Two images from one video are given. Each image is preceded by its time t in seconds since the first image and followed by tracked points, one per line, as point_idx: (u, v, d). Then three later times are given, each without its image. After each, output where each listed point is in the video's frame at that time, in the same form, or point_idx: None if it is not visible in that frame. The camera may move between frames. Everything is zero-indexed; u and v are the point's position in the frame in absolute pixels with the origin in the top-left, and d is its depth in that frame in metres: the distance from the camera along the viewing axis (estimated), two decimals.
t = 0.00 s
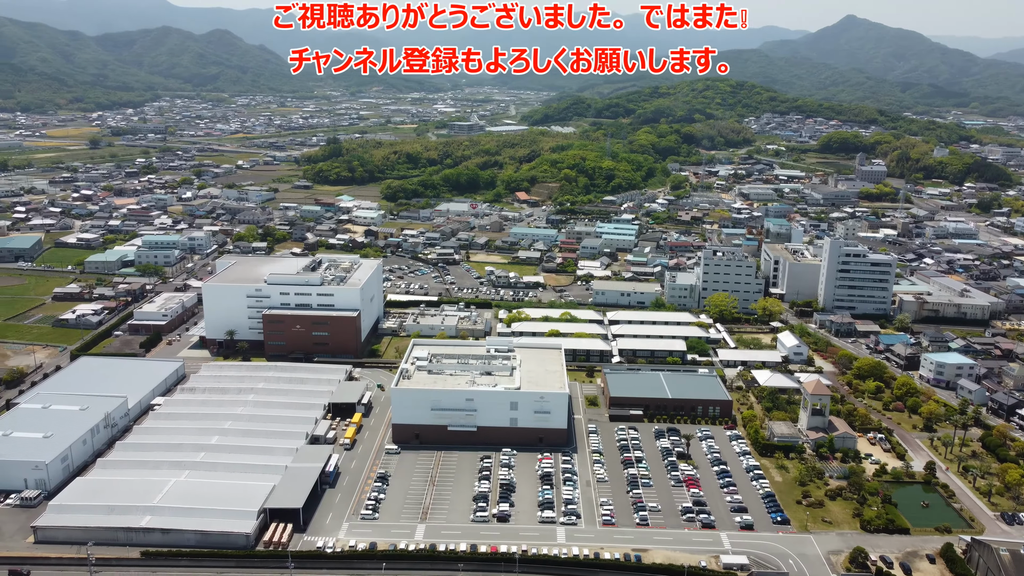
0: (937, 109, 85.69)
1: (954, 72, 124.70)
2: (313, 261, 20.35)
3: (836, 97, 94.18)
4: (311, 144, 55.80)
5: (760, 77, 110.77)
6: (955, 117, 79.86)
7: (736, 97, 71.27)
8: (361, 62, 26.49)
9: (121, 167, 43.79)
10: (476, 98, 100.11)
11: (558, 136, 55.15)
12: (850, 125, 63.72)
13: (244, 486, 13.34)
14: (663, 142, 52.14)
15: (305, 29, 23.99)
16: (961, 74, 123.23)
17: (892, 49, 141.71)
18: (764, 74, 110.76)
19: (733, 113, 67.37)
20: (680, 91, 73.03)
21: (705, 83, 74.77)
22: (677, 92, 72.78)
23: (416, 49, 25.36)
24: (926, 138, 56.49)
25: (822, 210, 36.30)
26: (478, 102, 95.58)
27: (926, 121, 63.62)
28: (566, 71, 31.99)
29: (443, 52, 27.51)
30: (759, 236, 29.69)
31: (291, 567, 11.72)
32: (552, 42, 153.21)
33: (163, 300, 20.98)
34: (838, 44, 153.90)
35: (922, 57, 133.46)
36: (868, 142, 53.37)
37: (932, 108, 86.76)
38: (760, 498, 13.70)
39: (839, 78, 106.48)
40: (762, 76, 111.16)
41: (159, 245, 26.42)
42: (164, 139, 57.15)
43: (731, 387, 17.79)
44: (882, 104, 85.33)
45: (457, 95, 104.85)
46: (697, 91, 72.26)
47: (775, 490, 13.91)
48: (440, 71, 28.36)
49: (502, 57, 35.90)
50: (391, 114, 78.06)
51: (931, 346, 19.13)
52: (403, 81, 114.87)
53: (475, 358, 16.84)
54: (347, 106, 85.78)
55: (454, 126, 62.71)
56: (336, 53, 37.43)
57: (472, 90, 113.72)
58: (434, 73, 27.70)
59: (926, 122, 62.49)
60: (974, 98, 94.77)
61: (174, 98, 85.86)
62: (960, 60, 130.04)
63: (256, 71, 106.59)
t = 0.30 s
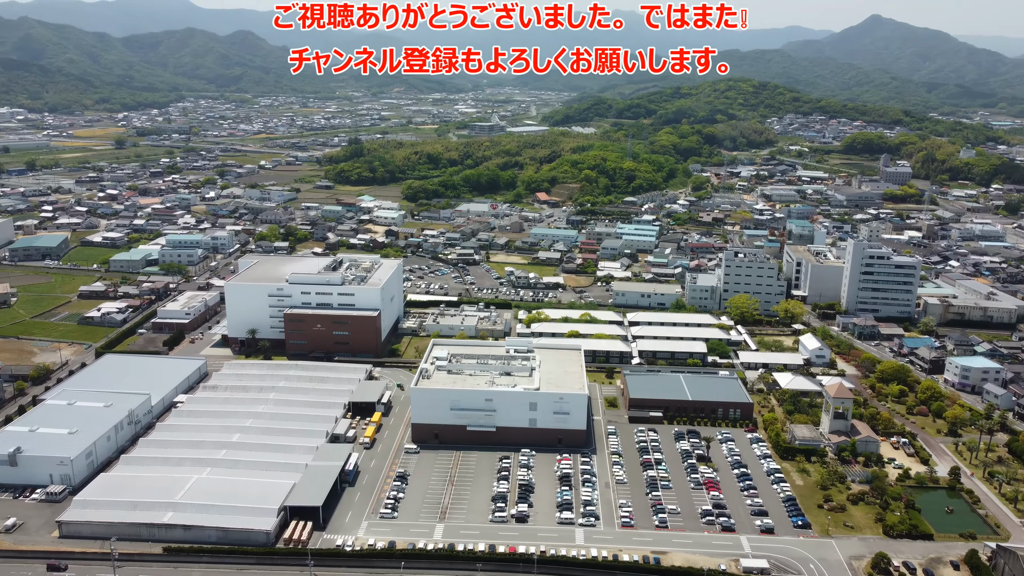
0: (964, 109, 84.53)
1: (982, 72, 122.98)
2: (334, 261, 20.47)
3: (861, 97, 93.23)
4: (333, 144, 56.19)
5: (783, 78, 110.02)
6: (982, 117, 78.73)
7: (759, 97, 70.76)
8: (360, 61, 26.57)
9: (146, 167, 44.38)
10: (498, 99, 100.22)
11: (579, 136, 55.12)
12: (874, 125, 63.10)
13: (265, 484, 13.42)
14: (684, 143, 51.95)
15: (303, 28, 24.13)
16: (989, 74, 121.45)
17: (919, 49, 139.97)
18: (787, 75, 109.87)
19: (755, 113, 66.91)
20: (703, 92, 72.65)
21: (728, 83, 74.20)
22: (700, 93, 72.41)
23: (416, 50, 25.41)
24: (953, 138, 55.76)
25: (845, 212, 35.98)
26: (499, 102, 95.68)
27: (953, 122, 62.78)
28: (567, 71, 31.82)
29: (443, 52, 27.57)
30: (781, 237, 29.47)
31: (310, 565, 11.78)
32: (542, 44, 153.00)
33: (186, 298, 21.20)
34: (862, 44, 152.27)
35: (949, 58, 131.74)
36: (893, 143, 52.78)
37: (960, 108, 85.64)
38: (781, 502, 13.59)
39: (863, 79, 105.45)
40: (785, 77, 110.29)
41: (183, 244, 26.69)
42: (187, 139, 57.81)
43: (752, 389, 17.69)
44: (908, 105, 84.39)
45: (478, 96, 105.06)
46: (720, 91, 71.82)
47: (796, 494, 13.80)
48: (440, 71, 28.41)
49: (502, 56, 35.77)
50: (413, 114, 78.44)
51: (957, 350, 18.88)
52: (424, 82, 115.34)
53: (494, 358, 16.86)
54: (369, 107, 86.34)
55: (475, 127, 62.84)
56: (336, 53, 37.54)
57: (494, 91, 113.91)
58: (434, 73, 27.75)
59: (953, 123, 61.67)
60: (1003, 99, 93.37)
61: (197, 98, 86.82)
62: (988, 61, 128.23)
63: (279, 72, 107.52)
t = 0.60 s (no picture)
0: (993, 110, 83.30)
1: (1011, 72, 121.14)
2: (355, 260, 20.58)
3: (886, 98, 92.20)
4: (354, 144, 56.54)
5: (807, 78, 109.17)
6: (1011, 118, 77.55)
7: (783, 99, 70.17)
8: (360, 61, 26.67)
9: (171, 167, 44.95)
10: (519, 99, 100.30)
11: (600, 137, 55.07)
12: (899, 126, 62.43)
13: (285, 482, 13.52)
14: (706, 143, 51.74)
15: (304, 28, 23.99)
16: (1018, 74, 119.63)
17: (946, 49, 138.21)
18: (810, 76, 108.93)
19: (779, 113, 66.40)
20: (725, 92, 72.21)
21: (750, 83, 73.61)
22: (722, 94, 71.96)
23: (416, 50, 25.41)
24: (980, 139, 55.01)
25: (869, 214, 35.67)
26: (520, 102, 95.70)
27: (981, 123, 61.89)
28: (568, 71, 31.70)
29: (443, 52, 27.64)
30: (804, 239, 29.25)
31: (330, 563, 11.83)
32: (541, 44, 153.92)
33: (209, 297, 21.43)
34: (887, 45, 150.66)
35: (976, 58, 130.04)
36: (919, 144, 52.19)
37: (989, 109, 84.46)
38: (802, 506, 13.47)
39: (888, 79, 104.32)
40: (808, 77, 109.37)
41: (206, 243, 26.93)
42: (210, 139, 58.46)
43: (773, 392, 17.56)
44: (934, 106, 83.39)
45: (499, 96, 105.20)
46: (743, 92, 71.31)
47: (818, 498, 13.68)
48: (440, 71, 28.46)
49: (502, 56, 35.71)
50: (434, 115, 78.73)
51: (982, 354, 18.63)
52: (445, 82, 115.72)
53: (514, 359, 16.86)
54: (391, 107, 86.85)
55: (496, 127, 62.93)
56: (336, 53, 37.70)
57: (514, 91, 114.01)
58: (433, 73, 27.75)
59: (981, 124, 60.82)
60: None
61: (221, 99, 87.70)
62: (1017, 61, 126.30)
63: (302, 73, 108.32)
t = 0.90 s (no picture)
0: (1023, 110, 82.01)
1: None
2: (376, 260, 20.69)
3: (911, 98, 91.09)
4: (375, 145, 56.83)
5: (831, 78, 108.14)
6: None
7: (806, 100, 69.52)
8: (361, 61, 26.66)
9: (195, 167, 45.44)
10: (540, 100, 100.30)
11: (621, 137, 54.94)
12: (925, 127, 61.70)
13: (305, 480, 13.62)
14: (728, 144, 51.48)
15: (304, 27, 23.48)
16: None
17: (973, 49, 136.33)
18: (834, 77, 107.92)
19: (802, 114, 65.87)
20: (748, 93, 71.74)
21: (773, 84, 72.94)
22: (745, 94, 71.47)
23: (417, 50, 25.42)
24: (1008, 140, 54.19)
25: (893, 216, 35.30)
26: (541, 103, 95.64)
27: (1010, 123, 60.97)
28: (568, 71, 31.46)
29: (443, 52, 27.53)
30: (827, 241, 29.00)
31: (349, 561, 11.88)
32: (541, 44, 154.64)
33: (231, 296, 21.64)
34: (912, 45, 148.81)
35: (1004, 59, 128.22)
36: (945, 145, 51.55)
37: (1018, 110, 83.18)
38: (824, 510, 13.34)
39: (914, 79, 103.12)
40: (832, 78, 108.29)
41: (229, 243, 27.18)
42: (233, 139, 59.02)
43: (794, 395, 17.43)
44: (962, 107, 82.33)
45: (520, 97, 105.26)
46: (765, 92, 70.77)
47: (839, 502, 13.54)
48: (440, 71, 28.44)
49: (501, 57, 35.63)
50: (455, 115, 78.93)
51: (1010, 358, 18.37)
52: (465, 82, 115.91)
53: (534, 359, 16.87)
54: (412, 108, 87.19)
55: (517, 128, 62.95)
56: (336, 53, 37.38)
57: (535, 92, 113.84)
58: (434, 73, 27.75)
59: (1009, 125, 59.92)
60: None
61: (243, 99, 88.53)
62: None
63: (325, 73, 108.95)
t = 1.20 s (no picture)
0: None
1: None
2: (396, 260, 20.78)
3: (937, 99, 89.95)
4: (396, 146, 57.10)
5: (855, 78, 107.05)
6: None
7: (830, 100, 68.90)
8: (360, 61, 26.81)
9: (218, 167, 45.92)
10: (561, 100, 100.26)
11: (642, 138, 54.80)
12: (952, 128, 60.89)
13: (325, 478, 13.70)
14: (750, 145, 51.18)
15: (304, 27, 23.82)
16: None
17: (1002, 49, 134.29)
18: (858, 77, 106.87)
19: (825, 115, 65.29)
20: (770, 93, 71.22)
21: (796, 84, 72.35)
22: (767, 95, 71.01)
23: (416, 50, 25.45)
24: None
25: (918, 217, 34.89)
26: (561, 104, 95.56)
27: None
28: (567, 70, 31.33)
29: (443, 52, 27.55)
30: (851, 242, 28.73)
31: (368, 560, 11.92)
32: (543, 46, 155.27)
33: (253, 295, 21.83)
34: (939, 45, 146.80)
35: None
36: (971, 146, 50.85)
37: None
38: (846, 515, 13.21)
39: (940, 79, 101.80)
40: (856, 78, 107.18)
41: (251, 243, 27.40)
42: (256, 140, 59.58)
43: (816, 398, 17.29)
44: (990, 107, 81.13)
45: (541, 97, 105.24)
46: (788, 93, 70.25)
47: (861, 507, 13.40)
48: (440, 71, 28.52)
49: (501, 57, 35.71)
50: (475, 116, 79.05)
51: None
52: (486, 83, 115.99)
53: (553, 360, 16.87)
54: (432, 108, 87.47)
55: (538, 129, 62.95)
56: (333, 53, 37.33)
57: (556, 93, 113.65)
58: (434, 73, 27.76)
59: None
60: None
61: (265, 100, 89.36)
62: None
63: (346, 73, 109.52)
